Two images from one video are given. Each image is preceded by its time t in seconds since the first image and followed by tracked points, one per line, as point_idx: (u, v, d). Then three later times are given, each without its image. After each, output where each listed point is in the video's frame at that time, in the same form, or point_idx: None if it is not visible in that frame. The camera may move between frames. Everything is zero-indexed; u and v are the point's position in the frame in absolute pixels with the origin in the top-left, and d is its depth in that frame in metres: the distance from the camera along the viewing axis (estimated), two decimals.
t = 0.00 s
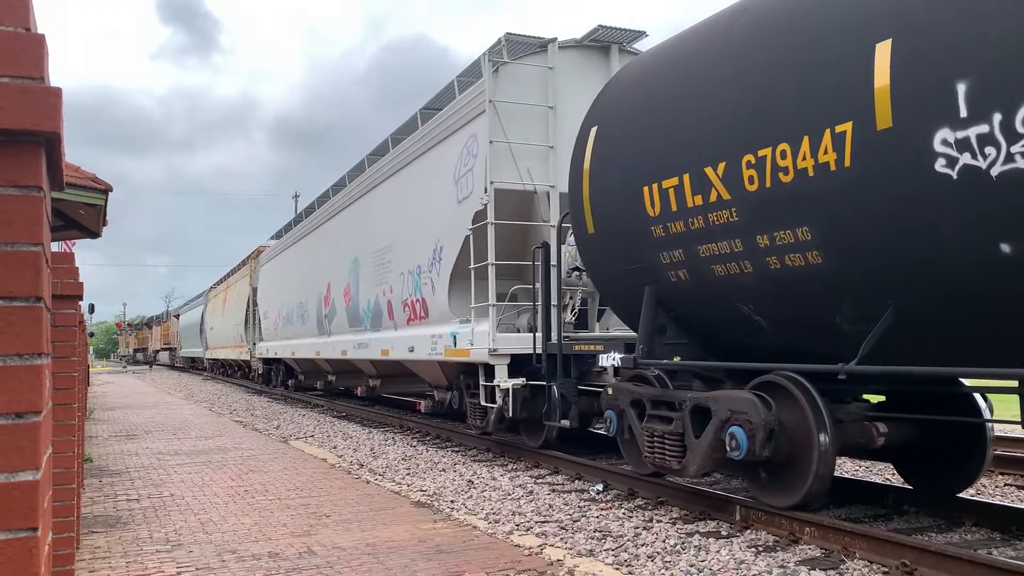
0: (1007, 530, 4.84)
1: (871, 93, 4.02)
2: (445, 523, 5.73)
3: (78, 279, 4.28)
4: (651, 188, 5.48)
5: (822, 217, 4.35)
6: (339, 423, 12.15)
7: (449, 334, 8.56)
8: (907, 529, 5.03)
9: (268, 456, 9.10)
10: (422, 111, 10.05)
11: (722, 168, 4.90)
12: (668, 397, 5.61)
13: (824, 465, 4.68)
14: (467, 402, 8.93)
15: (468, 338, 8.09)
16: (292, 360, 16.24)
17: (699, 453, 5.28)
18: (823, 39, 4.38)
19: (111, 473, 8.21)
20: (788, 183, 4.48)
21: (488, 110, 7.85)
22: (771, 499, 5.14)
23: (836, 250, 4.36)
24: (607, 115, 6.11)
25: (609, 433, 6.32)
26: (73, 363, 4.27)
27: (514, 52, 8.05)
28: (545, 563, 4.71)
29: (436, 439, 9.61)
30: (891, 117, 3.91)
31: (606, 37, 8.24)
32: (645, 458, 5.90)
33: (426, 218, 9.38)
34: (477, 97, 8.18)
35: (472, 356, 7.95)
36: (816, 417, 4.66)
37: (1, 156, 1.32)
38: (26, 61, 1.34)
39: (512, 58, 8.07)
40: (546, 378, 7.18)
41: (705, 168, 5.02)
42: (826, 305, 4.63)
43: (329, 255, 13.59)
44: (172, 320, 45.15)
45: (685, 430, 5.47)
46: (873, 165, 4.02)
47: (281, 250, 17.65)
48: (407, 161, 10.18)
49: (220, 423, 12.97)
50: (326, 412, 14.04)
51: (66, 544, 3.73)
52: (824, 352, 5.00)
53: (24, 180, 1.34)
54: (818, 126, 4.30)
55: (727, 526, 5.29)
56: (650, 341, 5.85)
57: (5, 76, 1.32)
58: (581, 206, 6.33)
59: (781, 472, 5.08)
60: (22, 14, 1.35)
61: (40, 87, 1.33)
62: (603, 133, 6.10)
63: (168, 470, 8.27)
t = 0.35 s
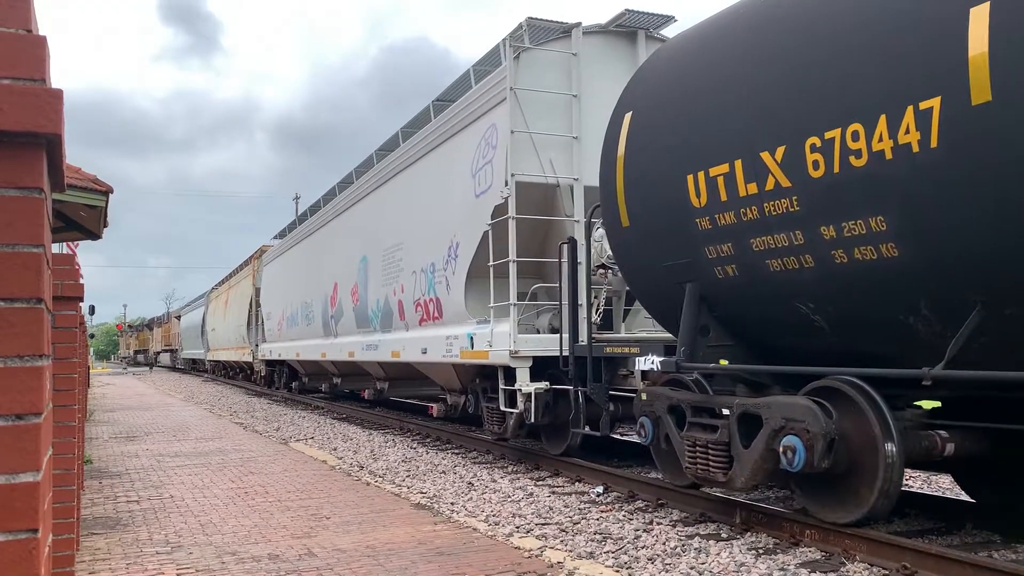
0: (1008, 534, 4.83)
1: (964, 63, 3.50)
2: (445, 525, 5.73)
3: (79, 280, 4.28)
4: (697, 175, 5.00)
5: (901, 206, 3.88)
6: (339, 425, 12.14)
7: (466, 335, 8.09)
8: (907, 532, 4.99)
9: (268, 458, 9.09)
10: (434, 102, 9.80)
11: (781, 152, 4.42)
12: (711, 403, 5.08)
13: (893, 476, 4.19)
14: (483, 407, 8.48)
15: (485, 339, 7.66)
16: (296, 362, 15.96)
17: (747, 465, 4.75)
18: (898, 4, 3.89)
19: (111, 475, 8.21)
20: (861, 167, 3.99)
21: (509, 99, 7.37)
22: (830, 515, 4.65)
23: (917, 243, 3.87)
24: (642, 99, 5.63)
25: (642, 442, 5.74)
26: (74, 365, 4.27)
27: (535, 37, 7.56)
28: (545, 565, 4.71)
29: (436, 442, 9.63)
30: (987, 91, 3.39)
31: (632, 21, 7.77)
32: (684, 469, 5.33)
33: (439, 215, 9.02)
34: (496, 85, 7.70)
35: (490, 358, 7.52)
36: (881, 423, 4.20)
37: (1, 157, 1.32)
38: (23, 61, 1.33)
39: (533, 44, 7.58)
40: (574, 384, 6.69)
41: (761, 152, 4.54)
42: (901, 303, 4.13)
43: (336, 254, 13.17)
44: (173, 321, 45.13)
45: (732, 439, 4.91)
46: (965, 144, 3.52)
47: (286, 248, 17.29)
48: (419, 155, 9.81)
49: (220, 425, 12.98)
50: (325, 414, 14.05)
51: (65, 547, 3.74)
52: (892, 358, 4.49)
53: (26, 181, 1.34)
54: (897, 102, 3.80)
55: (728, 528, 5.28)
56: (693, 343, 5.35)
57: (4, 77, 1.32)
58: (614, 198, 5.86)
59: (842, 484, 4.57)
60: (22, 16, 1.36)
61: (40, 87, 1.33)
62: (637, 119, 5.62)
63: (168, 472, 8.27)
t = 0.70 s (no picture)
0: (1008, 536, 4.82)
1: None
2: (445, 526, 5.73)
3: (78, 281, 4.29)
4: (746, 161, 4.67)
5: (985, 193, 3.54)
6: (338, 426, 12.14)
7: (483, 335, 7.79)
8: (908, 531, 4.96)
9: (268, 460, 9.09)
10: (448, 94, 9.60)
11: (845, 135, 4.09)
12: (754, 409, 4.74)
13: (964, 486, 3.89)
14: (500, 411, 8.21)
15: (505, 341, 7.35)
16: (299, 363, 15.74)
17: (797, 474, 4.43)
18: None
19: (110, 476, 8.20)
20: (939, 150, 3.65)
21: (529, 86, 7.08)
22: (892, 529, 4.31)
23: (1002, 233, 3.53)
24: (678, 82, 5.27)
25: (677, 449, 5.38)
26: (75, 365, 4.28)
27: (555, 21, 7.31)
28: (546, 566, 4.71)
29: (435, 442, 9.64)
30: None
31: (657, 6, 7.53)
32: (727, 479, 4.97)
33: (451, 211, 8.71)
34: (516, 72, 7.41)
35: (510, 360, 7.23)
36: (950, 430, 3.91)
37: (2, 159, 1.32)
38: (25, 63, 1.34)
39: (554, 29, 7.32)
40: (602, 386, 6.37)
41: (822, 136, 4.21)
42: (976, 298, 3.80)
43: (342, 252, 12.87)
44: (173, 321, 45.06)
45: (781, 446, 4.57)
46: None
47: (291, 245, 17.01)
48: (429, 149, 9.50)
49: (219, 426, 12.98)
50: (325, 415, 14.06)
51: (66, 548, 3.74)
52: (955, 356, 4.17)
53: (27, 182, 1.34)
54: (982, 78, 3.46)
55: (728, 529, 5.28)
56: (737, 345, 5.02)
57: (5, 78, 1.32)
58: (646, 187, 5.51)
59: (906, 495, 4.22)
60: (23, 17, 1.36)
61: (39, 88, 1.33)
62: (673, 103, 5.27)
63: (168, 474, 8.26)
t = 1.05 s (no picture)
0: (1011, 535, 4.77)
1: None
2: (445, 525, 5.72)
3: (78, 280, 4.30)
4: (798, 143, 4.19)
5: None
6: (338, 425, 12.14)
7: (500, 334, 7.34)
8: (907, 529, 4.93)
9: (268, 459, 9.08)
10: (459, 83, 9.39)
11: (915, 111, 3.60)
12: (804, 413, 4.32)
13: None
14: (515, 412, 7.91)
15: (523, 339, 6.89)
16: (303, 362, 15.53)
17: (853, 483, 4.02)
18: None
19: (111, 475, 8.21)
20: None
21: (550, 70, 6.62)
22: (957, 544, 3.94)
23: None
24: (718, 57, 4.78)
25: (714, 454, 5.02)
26: (75, 365, 4.29)
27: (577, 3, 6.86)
28: (545, 565, 4.71)
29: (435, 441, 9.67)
30: None
31: None
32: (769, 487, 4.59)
33: (464, 204, 8.28)
34: (535, 55, 6.96)
35: (529, 360, 6.78)
36: None
37: (2, 158, 1.32)
38: (26, 62, 1.34)
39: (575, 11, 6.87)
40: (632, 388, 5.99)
41: (888, 112, 3.71)
42: None
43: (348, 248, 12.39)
44: (174, 320, 45.09)
45: (833, 453, 4.15)
46: None
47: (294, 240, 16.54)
48: (438, 141, 9.05)
49: (219, 425, 12.99)
50: (325, 414, 14.06)
51: (65, 547, 3.73)
52: None
53: (28, 182, 1.34)
54: None
55: (728, 528, 5.28)
56: (785, 342, 4.56)
57: (7, 78, 1.32)
58: (682, 175, 5.04)
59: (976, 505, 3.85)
60: (22, 17, 1.35)
61: (41, 88, 1.33)
62: (712, 82, 4.79)
63: (168, 473, 8.26)
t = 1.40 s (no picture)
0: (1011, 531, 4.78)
1: None
2: (445, 523, 5.73)
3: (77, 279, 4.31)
4: (857, 123, 3.84)
5: None
6: (339, 423, 12.15)
7: (517, 331, 7.07)
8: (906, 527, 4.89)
9: (268, 457, 9.08)
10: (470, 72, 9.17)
11: (993, 85, 3.22)
12: (853, 414, 4.01)
13: None
14: (532, 413, 7.58)
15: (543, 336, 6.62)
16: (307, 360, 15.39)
17: (912, 491, 3.70)
18: None
19: (111, 473, 8.21)
20: None
21: (572, 54, 6.31)
22: None
23: None
24: (763, 33, 4.42)
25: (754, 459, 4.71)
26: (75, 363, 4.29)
27: None
28: (546, 563, 4.72)
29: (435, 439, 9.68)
30: None
31: None
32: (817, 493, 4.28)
33: (476, 197, 7.99)
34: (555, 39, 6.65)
35: (549, 358, 6.50)
36: None
37: (2, 156, 1.32)
38: (24, 59, 1.33)
39: None
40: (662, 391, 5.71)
41: (963, 86, 3.34)
42: None
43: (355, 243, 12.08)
44: (174, 318, 45.12)
45: (889, 458, 3.83)
46: None
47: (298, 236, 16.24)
48: (449, 132, 8.75)
49: (219, 423, 13.00)
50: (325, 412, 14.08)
51: (65, 545, 3.73)
52: None
53: (25, 180, 1.34)
54: None
55: (727, 526, 5.29)
56: (835, 341, 4.21)
57: (4, 76, 1.32)
58: (722, 162, 4.69)
59: None
60: (21, 15, 1.35)
61: (40, 87, 1.33)
62: (755, 62, 4.43)
63: (168, 471, 8.26)
